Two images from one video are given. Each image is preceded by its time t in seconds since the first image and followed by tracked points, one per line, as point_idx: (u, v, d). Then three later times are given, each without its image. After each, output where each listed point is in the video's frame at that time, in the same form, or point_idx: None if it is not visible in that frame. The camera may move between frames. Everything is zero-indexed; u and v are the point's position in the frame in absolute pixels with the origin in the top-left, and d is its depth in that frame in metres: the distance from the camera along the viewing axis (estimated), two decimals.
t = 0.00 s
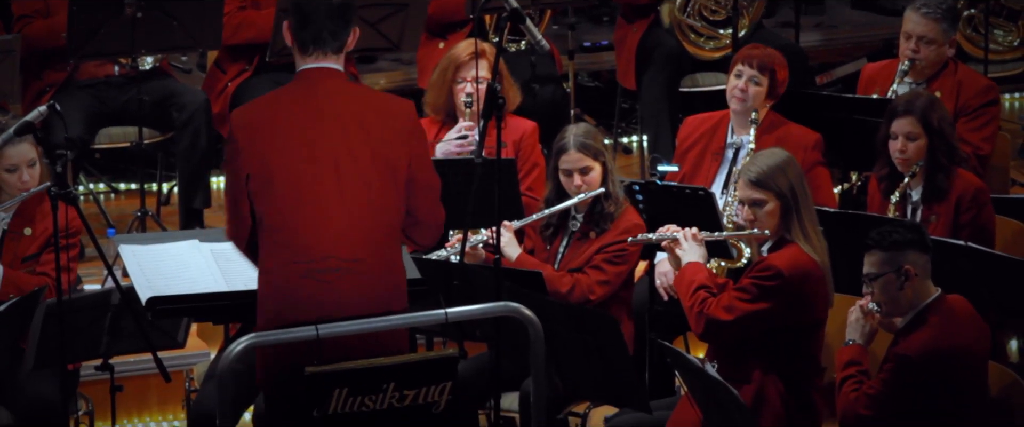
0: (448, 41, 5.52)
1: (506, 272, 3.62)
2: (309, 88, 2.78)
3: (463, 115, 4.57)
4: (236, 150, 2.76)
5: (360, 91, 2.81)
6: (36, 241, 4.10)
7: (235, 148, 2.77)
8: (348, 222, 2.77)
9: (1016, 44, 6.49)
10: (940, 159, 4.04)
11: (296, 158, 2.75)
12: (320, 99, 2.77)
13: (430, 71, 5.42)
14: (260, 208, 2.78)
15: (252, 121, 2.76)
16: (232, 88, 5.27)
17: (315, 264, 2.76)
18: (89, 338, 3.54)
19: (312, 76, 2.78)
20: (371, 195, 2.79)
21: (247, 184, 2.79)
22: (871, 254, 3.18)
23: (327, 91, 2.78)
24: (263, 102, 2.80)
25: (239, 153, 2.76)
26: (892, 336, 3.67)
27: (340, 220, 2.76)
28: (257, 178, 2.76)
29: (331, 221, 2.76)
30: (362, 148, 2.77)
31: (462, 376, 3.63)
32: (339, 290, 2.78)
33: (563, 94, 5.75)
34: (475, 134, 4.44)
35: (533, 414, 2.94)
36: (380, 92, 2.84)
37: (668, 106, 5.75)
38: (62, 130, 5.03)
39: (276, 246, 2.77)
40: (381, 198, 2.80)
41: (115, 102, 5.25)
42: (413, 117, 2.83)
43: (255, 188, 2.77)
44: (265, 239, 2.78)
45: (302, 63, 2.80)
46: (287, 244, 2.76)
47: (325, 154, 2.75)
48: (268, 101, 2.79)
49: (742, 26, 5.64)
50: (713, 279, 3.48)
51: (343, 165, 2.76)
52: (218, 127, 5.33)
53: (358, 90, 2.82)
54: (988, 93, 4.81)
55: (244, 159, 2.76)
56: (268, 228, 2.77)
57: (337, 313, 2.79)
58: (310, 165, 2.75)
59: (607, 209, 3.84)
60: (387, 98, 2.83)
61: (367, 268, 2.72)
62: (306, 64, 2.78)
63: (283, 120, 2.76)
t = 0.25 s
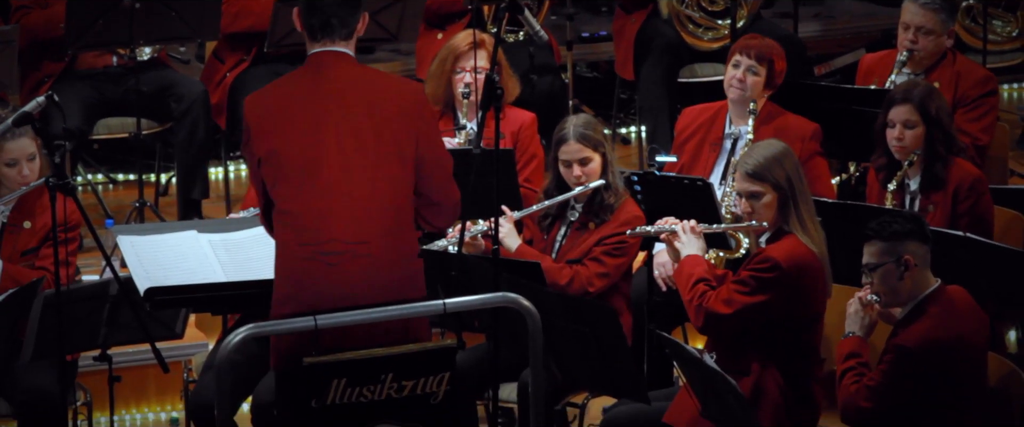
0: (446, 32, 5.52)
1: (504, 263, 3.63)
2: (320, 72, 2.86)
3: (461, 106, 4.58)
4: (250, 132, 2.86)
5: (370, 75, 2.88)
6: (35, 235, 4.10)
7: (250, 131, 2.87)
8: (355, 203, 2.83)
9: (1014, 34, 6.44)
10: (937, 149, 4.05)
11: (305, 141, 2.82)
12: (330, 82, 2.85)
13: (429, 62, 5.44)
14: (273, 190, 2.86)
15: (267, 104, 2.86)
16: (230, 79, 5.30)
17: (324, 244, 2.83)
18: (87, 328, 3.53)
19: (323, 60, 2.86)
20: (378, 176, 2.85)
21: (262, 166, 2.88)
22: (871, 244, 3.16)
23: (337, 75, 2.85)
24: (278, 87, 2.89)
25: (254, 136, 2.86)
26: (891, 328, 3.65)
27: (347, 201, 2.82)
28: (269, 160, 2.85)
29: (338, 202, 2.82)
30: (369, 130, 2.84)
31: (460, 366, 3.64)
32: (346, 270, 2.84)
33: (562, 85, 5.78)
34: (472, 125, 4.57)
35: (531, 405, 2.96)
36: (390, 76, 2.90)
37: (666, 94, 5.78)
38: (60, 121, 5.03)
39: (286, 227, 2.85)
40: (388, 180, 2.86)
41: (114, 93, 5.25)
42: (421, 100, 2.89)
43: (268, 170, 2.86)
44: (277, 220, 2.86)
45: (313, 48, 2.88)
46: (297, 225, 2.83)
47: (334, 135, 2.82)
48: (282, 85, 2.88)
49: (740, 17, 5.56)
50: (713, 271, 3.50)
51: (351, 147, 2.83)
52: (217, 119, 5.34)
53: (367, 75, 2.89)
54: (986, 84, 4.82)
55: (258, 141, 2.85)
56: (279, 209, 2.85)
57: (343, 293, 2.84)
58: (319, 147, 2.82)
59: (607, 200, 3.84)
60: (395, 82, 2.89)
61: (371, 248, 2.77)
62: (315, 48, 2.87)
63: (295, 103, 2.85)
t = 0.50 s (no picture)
0: (443, 22, 5.48)
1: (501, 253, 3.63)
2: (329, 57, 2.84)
3: (457, 95, 4.60)
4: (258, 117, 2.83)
5: (379, 60, 2.87)
6: (32, 227, 4.08)
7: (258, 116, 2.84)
8: (365, 189, 2.81)
9: (1012, 25, 6.48)
10: (937, 138, 4.12)
11: (316, 126, 2.80)
12: (340, 67, 2.83)
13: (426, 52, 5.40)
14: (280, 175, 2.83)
15: (275, 89, 2.83)
16: (228, 69, 5.24)
17: (333, 230, 2.80)
18: (84, 319, 3.53)
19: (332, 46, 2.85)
20: (387, 162, 2.83)
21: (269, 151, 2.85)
22: (869, 234, 3.14)
23: (347, 60, 2.84)
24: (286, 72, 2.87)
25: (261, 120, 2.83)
26: (889, 319, 3.67)
27: (357, 186, 2.81)
28: (277, 145, 2.82)
29: (347, 187, 2.80)
30: (379, 116, 2.83)
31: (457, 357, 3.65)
32: (354, 255, 2.81)
33: (559, 76, 5.80)
34: (470, 115, 4.61)
35: (529, 396, 2.95)
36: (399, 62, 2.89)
37: (663, 84, 5.78)
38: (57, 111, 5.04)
39: (293, 213, 2.82)
40: (398, 166, 2.85)
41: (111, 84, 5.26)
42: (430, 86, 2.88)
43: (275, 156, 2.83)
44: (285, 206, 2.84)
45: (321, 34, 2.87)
46: (305, 211, 2.81)
47: (344, 121, 2.81)
48: (291, 70, 2.85)
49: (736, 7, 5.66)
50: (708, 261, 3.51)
51: (361, 133, 2.81)
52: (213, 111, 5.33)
53: (377, 60, 2.87)
54: (983, 75, 4.83)
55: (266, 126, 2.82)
56: (287, 195, 2.83)
57: (351, 280, 2.82)
58: (328, 132, 2.80)
59: (603, 192, 3.84)
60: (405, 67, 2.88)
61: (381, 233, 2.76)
62: (324, 35, 2.86)
63: (304, 88, 2.82)
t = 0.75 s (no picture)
0: (441, 14, 5.45)
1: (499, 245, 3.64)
2: (334, 46, 2.83)
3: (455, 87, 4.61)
4: (263, 106, 2.81)
5: (384, 49, 2.86)
6: (26, 219, 4.08)
7: (263, 106, 2.82)
8: (368, 177, 2.79)
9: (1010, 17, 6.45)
10: (938, 129, 4.13)
11: (321, 113, 2.78)
12: (345, 56, 2.82)
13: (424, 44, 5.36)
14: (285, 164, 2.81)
15: (280, 78, 2.81)
16: (225, 61, 5.24)
17: (338, 220, 2.79)
18: (81, 311, 3.53)
19: (338, 34, 2.83)
20: (393, 150, 2.81)
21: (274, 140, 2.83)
22: (867, 227, 3.04)
23: (352, 49, 2.82)
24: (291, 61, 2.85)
25: (266, 109, 2.81)
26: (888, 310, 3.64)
27: (361, 175, 2.79)
28: (281, 134, 2.80)
29: (353, 176, 2.78)
30: (384, 104, 2.81)
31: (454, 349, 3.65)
32: (359, 244, 2.79)
33: (557, 68, 5.83)
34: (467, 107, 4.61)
35: (526, 389, 2.93)
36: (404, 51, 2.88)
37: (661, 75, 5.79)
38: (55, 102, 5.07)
39: (297, 202, 2.81)
40: (403, 155, 2.83)
41: (108, 74, 5.30)
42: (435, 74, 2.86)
43: (280, 145, 2.81)
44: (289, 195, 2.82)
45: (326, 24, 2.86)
46: (310, 199, 2.79)
47: (349, 109, 2.79)
48: (296, 59, 2.84)
49: None
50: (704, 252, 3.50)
51: (366, 122, 2.79)
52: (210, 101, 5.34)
53: (382, 49, 2.86)
54: (981, 67, 4.85)
55: (271, 115, 2.80)
56: (291, 184, 2.81)
57: (356, 270, 2.79)
58: (333, 121, 2.79)
59: (599, 184, 3.84)
60: (411, 56, 2.86)
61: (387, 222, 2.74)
62: (329, 24, 2.85)
63: (309, 77, 2.80)
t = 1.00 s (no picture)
0: (438, 10, 5.43)
1: (496, 241, 3.64)
2: (338, 42, 2.82)
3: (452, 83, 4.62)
4: (265, 102, 2.78)
5: (386, 45, 2.85)
6: (21, 213, 4.07)
7: (264, 102, 2.78)
8: (373, 172, 2.79)
9: (1007, 12, 6.45)
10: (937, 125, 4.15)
11: (329, 107, 2.77)
12: (352, 50, 2.81)
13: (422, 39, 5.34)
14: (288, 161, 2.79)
15: (283, 73, 2.78)
16: (222, 56, 5.23)
17: (342, 216, 2.78)
18: (78, 307, 3.53)
19: (341, 30, 2.83)
20: (398, 147, 2.82)
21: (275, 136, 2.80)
22: (863, 223, 3.03)
23: (355, 45, 2.82)
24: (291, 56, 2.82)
25: (268, 105, 2.78)
26: (884, 303, 3.58)
27: (368, 171, 2.78)
28: (285, 130, 2.78)
29: (358, 172, 2.78)
30: (390, 101, 2.80)
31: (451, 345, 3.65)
32: (364, 240, 2.80)
33: (554, 64, 5.82)
34: (464, 103, 4.61)
35: (523, 385, 2.92)
36: (405, 47, 2.87)
37: (658, 70, 5.79)
38: (52, 98, 5.07)
39: (300, 198, 2.79)
40: (407, 151, 2.83)
41: (105, 71, 5.30)
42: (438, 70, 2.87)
43: (282, 141, 2.79)
44: (291, 192, 2.79)
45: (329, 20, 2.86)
46: (314, 196, 2.77)
47: (354, 105, 2.78)
48: (297, 54, 2.81)
49: None
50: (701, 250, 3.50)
51: (373, 117, 2.79)
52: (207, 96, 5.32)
53: (384, 45, 2.86)
54: (978, 63, 4.86)
55: (274, 111, 2.77)
56: (294, 180, 2.79)
57: (360, 266, 2.80)
58: (339, 117, 2.77)
59: (595, 179, 3.84)
60: (413, 52, 2.87)
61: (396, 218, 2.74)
62: (331, 20, 2.84)
63: (313, 72, 2.78)
